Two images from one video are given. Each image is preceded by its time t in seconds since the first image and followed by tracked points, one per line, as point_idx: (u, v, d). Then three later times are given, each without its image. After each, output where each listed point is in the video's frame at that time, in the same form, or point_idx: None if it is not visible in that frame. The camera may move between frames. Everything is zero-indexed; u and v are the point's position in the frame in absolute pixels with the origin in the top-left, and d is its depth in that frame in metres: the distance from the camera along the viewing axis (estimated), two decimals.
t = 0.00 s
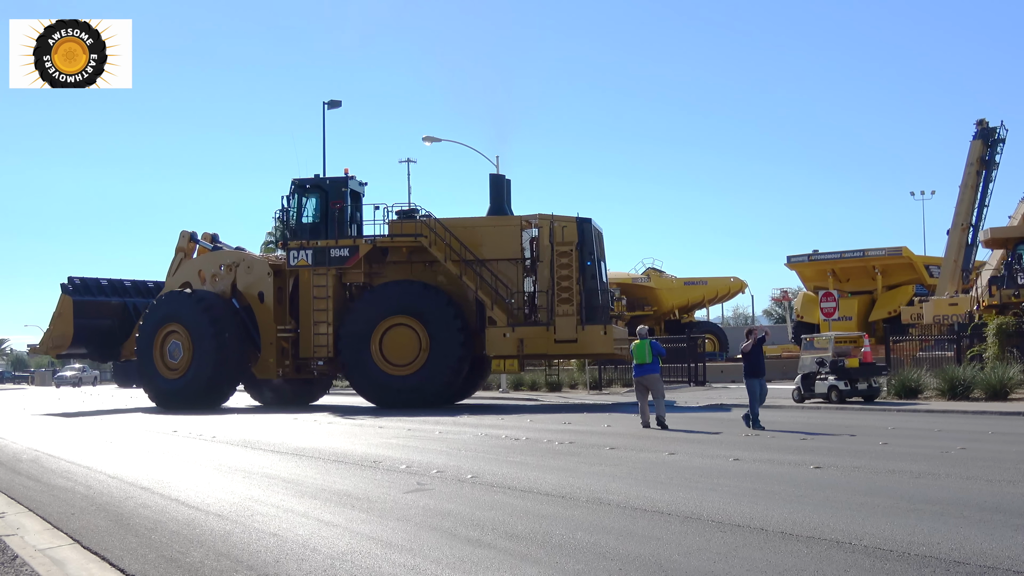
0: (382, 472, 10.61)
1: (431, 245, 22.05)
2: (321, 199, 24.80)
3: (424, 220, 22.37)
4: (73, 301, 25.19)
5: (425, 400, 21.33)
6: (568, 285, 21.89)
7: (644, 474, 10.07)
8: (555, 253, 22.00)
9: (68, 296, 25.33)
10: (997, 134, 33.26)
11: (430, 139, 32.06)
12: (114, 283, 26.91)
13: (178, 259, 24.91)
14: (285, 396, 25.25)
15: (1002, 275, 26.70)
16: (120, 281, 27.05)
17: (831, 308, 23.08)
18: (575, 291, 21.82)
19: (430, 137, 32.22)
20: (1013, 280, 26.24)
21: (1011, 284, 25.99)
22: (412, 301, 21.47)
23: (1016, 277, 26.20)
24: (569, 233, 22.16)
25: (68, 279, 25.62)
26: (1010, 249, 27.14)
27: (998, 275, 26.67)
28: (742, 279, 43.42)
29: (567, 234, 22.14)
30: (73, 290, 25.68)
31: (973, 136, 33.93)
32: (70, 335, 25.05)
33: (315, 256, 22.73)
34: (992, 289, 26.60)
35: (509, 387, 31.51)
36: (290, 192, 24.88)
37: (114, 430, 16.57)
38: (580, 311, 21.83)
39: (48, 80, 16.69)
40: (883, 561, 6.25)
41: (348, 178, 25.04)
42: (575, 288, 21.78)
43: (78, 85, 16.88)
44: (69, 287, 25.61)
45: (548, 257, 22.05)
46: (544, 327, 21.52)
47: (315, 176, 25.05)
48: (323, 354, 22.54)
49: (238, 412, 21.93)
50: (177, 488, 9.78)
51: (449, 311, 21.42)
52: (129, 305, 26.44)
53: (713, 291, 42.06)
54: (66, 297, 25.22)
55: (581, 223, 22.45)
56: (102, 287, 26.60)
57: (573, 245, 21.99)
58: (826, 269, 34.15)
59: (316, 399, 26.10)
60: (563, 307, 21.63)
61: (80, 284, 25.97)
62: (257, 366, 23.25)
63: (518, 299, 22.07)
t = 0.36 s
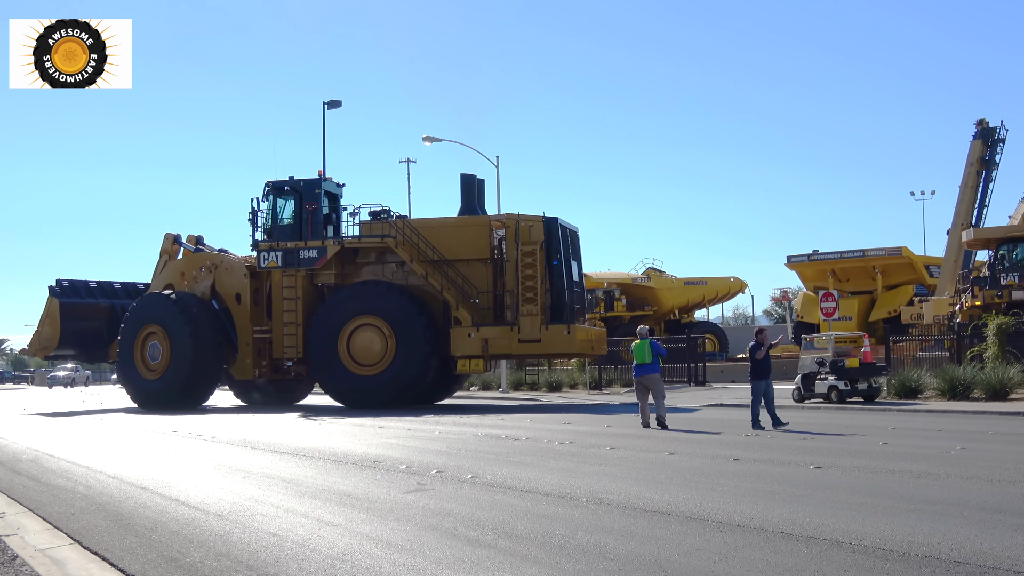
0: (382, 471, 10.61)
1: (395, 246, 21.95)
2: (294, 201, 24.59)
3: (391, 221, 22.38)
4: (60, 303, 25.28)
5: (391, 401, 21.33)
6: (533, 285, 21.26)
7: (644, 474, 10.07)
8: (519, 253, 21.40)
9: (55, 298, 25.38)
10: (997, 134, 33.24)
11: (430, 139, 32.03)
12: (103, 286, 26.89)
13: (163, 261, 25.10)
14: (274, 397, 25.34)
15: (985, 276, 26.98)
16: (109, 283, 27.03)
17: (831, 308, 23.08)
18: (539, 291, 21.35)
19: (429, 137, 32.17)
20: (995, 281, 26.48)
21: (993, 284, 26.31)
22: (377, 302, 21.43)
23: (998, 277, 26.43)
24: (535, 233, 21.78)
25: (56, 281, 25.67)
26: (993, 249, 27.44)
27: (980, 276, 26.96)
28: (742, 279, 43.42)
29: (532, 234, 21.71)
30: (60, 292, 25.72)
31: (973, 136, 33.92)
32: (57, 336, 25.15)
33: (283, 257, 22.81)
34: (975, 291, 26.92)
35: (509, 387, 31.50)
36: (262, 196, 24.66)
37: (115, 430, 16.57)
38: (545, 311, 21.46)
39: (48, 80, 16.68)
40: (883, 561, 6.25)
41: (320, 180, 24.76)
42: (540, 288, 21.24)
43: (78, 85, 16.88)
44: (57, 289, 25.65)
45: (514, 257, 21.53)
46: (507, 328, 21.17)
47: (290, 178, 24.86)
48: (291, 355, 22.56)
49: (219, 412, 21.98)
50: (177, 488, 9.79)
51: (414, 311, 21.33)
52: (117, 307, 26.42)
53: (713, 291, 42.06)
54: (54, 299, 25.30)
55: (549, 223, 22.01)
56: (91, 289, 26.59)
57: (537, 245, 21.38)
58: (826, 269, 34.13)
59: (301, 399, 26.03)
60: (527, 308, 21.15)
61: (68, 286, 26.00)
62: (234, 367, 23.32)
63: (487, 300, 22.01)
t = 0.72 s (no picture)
0: (382, 471, 10.61)
1: (362, 246, 21.94)
2: (270, 204, 24.27)
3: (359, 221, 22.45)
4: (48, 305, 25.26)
5: (357, 401, 21.30)
6: (496, 285, 20.94)
7: (645, 474, 10.07)
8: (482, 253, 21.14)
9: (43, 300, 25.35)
10: (997, 134, 33.22)
11: (430, 139, 32.02)
12: (92, 288, 26.80)
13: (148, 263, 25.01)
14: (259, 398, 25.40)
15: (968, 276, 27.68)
16: (99, 285, 26.93)
17: (831, 308, 23.07)
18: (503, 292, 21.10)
19: (429, 137, 32.16)
20: (977, 280, 27.23)
21: (975, 284, 27.05)
22: (343, 302, 21.40)
23: (981, 277, 27.16)
24: (499, 233, 21.52)
25: (44, 283, 25.63)
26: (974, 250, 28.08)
27: (962, 277, 27.66)
28: (742, 279, 43.43)
29: (497, 234, 21.47)
30: (49, 294, 25.68)
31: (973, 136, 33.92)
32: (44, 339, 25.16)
33: (254, 259, 23.02)
34: (956, 291, 27.64)
35: (509, 387, 31.48)
36: (238, 197, 24.53)
37: (115, 430, 16.58)
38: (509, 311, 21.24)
39: (48, 80, 16.68)
40: (883, 561, 6.25)
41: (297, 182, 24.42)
42: (502, 288, 20.98)
43: (78, 85, 16.88)
44: (45, 292, 25.61)
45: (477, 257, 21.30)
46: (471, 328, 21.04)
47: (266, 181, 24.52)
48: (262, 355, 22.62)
49: (200, 413, 22.01)
50: (177, 488, 9.79)
51: (379, 311, 21.22)
52: (106, 309, 26.37)
53: (713, 291, 42.08)
54: (42, 302, 25.28)
55: (514, 223, 21.84)
56: (80, 291, 26.52)
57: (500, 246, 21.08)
58: (826, 269, 34.13)
59: (287, 402, 26.18)
60: (489, 308, 20.93)
61: (57, 288, 25.94)
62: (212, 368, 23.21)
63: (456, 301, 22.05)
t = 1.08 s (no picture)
0: (382, 472, 10.61)
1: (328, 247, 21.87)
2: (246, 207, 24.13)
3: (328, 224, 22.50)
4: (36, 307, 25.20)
5: (323, 401, 21.25)
6: (458, 285, 20.79)
7: (644, 474, 10.06)
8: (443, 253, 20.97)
9: (32, 302, 25.28)
10: (997, 134, 33.22)
11: (430, 139, 32.01)
12: (83, 289, 26.71)
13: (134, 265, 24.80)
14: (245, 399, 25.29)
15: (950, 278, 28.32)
16: (90, 286, 26.83)
17: (831, 308, 23.06)
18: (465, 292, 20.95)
19: (429, 137, 32.14)
20: (960, 282, 27.88)
21: (958, 285, 27.71)
22: (309, 303, 21.39)
23: (964, 277, 27.92)
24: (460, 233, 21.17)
25: (34, 285, 25.55)
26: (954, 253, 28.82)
27: (944, 278, 28.33)
28: (742, 279, 43.43)
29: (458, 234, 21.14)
30: (38, 296, 25.61)
31: (973, 136, 33.92)
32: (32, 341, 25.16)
33: (225, 261, 22.91)
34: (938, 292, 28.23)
35: (509, 386, 31.45)
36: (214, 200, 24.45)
37: (116, 430, 16.59)
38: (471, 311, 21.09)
39: (48, 80, 16.68)
40: (884, 561, 6.25)
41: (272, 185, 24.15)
42: (463, 287, 20.84)
43: (78, 85, 16.88)
44: (34, 293, 25.54)
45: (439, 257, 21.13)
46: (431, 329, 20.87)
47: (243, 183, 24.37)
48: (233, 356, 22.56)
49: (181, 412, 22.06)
50: (177, 488, 9.79)
51: (344, 313, 21.19)
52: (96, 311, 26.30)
53: (713, 291, 42.07)
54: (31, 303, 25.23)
55: (478, 224, 21.58)
56: (70, 292, 26.43)
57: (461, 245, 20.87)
58: (826, 269, 34.16)
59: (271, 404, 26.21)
60: (451, 308, 20.78)
61: (47, 289, 25.82)
62: (192, 368, 23.17)
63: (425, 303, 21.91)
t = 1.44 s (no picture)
0: (382, 472, 10.61)
1: (295, 249, 21.91)
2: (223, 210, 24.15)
3: (296, 225, 22.50)
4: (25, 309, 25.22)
5: (290, 401, 21.34)
6: (420, 286, 20.75)
7: (645, 474, 10.06)
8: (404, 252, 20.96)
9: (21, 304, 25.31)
10: (997, 134, 33.22)
11: (430, 139, 32.00)
12: (74, 291, 26.70)
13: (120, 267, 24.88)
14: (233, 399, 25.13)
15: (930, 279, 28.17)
16: (81, 287, 26.81)
17: (831, 308, 23.06)
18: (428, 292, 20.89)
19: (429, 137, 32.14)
20: (942, 282, 27.65)
21: (940, 286, 27.52)
22: (276, 304, 21.44)
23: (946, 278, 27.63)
24: (424, 233, 21.09)
25: (24, 286, 25.58)
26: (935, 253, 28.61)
27: (925, 279, 28.20)
28: (742, 279, 43.44)
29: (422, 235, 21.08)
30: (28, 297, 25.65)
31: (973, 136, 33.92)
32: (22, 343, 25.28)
33: (198, 264, 22.87)
34: (920, 293, 28.13)
35: (509, 386, 31.43)
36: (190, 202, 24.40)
37: (118, 430, 16.59)
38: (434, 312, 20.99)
39: (48, 80, 16.68)
40: (883, 561, 6.25)
41: (250, 189, 24.17)
42: (425, 288, 20.78)
43: (78, 85, 16.88)
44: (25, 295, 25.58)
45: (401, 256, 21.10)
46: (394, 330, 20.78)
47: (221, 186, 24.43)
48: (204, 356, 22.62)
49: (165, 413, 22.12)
50: (178, 488, 9.79)
51: (310, 313, 21.15)
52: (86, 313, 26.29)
53: (713, 291, 42.06)
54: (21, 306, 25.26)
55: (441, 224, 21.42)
56: (62, 293, 26.44)
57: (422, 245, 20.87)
58: (826, 269, 34.17)
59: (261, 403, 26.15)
60: (412, 308, 20.72)
61: (38, 291, 25.85)
62: (172, 368, 23.19)
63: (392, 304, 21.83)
